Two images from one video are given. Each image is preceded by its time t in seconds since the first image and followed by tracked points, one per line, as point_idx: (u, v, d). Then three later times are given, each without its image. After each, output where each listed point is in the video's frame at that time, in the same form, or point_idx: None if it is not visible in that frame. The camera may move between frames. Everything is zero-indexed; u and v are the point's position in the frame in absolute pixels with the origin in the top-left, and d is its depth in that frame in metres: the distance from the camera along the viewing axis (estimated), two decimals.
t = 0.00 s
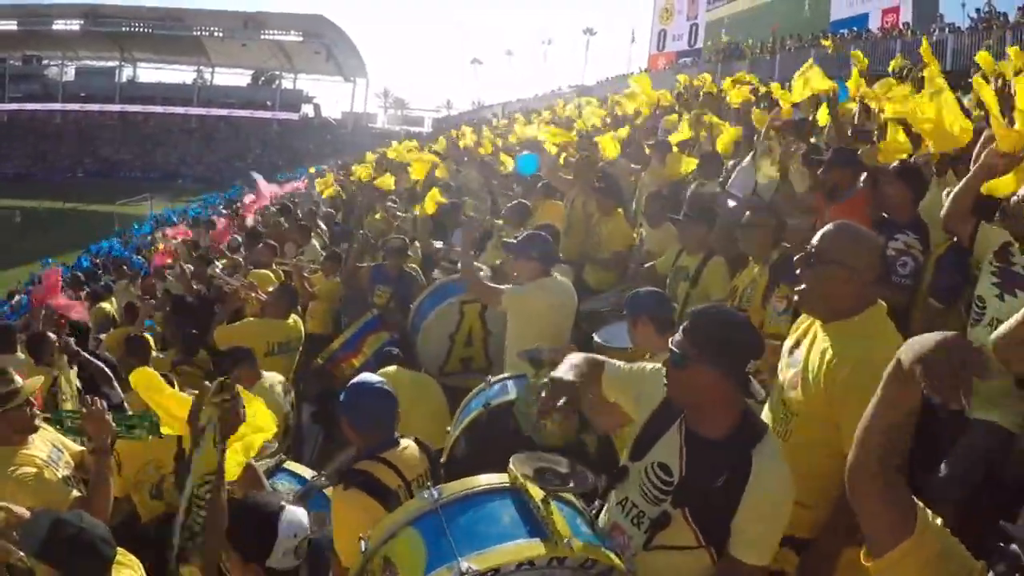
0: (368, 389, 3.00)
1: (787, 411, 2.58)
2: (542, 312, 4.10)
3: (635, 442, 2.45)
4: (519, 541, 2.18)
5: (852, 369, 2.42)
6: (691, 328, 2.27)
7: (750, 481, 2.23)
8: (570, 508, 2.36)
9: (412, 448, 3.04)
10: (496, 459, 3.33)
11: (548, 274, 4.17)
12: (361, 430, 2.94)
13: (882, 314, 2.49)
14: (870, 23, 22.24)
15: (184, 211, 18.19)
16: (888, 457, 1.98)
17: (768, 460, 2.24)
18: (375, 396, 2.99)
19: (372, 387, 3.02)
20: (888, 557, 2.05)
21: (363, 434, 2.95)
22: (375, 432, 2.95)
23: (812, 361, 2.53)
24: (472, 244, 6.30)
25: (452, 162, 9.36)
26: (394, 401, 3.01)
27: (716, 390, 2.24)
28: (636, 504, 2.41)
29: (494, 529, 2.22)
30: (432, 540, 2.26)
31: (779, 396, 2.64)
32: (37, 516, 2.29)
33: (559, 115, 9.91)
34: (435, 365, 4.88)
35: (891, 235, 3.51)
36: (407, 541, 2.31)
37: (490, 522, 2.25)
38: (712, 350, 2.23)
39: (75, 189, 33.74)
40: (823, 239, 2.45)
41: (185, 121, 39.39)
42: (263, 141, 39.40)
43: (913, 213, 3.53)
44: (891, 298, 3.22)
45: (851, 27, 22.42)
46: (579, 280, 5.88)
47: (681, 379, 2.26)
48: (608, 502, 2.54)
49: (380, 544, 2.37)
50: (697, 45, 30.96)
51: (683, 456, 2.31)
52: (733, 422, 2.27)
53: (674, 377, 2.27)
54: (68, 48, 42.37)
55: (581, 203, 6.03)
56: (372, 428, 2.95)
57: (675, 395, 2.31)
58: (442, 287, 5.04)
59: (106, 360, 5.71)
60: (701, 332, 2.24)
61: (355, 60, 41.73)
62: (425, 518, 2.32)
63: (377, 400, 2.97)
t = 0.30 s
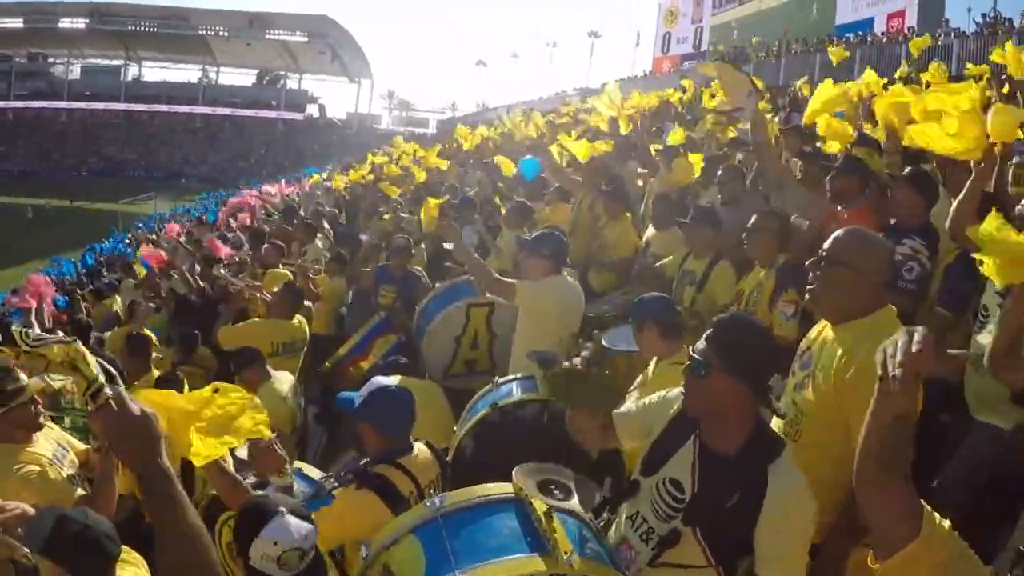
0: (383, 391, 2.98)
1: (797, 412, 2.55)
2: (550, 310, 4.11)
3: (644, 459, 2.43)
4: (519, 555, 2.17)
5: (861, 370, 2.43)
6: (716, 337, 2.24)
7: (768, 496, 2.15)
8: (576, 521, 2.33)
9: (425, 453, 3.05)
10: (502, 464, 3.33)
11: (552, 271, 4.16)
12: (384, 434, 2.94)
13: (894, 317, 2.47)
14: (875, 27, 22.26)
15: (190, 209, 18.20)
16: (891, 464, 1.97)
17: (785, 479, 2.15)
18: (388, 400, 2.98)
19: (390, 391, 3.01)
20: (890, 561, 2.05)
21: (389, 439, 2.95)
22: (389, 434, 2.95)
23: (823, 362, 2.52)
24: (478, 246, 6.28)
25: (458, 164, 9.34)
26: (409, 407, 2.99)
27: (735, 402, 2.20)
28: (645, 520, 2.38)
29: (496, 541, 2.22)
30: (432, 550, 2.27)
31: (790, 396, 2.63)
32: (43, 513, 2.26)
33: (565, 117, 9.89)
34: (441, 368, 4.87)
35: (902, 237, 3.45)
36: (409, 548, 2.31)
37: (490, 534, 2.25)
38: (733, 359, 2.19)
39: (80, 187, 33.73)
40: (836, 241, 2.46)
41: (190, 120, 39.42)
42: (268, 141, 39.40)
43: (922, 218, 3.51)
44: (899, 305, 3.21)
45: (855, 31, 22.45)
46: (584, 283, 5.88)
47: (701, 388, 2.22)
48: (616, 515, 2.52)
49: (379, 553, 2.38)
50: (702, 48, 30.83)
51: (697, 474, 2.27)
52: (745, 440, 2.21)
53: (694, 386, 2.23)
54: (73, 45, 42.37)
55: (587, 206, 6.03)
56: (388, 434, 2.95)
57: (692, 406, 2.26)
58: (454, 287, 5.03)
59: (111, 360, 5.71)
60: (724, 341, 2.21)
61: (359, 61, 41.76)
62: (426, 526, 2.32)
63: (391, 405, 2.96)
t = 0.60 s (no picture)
0: (391, 391, 2.88)
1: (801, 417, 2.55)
2: (559, 310, 4.09)
3: (664, 466, 2.36)
4: (513, 559, 2.19)
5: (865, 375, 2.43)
6: (735, 352, 2.12)
7: (779, 512, 2.05)
8: (586, 532, 2.30)
9: (435, 451, 2.99)
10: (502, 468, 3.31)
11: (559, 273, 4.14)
12: (397, 434, 2.84)
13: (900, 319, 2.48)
14: (878, 28, 22.21)
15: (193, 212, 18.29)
16: (888, 464, 1.96)
17: (800, 499, 2.05)
18: (397, 399, 2.87)
19: (402, 390, 2.91)
20: (893, 566, 2.03)
21: (399, 438, 2.85)
22: (397, 436, 2.84)
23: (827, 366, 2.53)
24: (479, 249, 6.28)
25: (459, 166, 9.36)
26: (419, 406, 2.88)
27: (756, 419, 2.08)
28: (654, 535, 2.33)
29: (499, 543, 2.23)
30: (435, 547, 2.26)
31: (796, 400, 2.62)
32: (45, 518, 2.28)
33: (567, 119, 9.91)
34: (445, 372, 4.88)
35: (902, 239, 3.47)
36: (413, 540, 2.31)
37: (494, 534, 2.26)
38: (752, 373, 2.08)
39: (82, 189, 33.81)
40: (843, 244, 2.46)
41: (192, 122, 39.52)
42: (270, 143, 39.45)
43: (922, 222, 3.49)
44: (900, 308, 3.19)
45: (858, 33, 22.43)
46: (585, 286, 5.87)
47: (720, 406, 2.11)
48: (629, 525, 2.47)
49: (385, 541, 2.39)
50: (704, 51, 30.76)
51: (709, 491, 2.19)
52: (769, 456, 2.10)
53: (711, 404, 2.11)
54: (77, 47, 42.50)
55: (589, 209, 6.03)
56: (398, 437, 2.85)
57: (710, 421, 2.15)
58: (455, 291, 4.99)
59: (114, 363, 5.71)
60: (745, 355, 2.09)
61: (362, 63, 41.78)
62: (432, 520, 2.32)
63: (399, 405, 2.85)
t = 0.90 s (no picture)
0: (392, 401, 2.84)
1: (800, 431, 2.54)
2: (566, 320, 4.10)
3: (670, 482, 2.26)
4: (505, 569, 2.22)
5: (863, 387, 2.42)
6: (741, 367, 2.06)
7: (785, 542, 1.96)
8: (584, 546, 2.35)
9: (434, 459, 2.98)
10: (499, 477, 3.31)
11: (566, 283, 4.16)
12: (398, 444, 2.81)
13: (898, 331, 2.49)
14: (879, 43, 22.32)
15: (193, 216, 18.29)
16: (891, 469, 2.07)
17: (807, 517, 1.98)
18: (400, 409, 2.83)
19: (406, 399, 2.87)
20: (897, 568, 2.12)
21: (399, 448, 2.82)
22: (397, 444, 2.81)
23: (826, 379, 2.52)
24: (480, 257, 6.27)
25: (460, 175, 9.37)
26: (424, 418, 2.84)
27: (763, 433, 2.01)
28: (656, 552, 2.27)
29: (494, 554, 2.26)
30: (433, 556, 2.28)
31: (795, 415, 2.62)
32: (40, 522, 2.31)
33: (568, 130, 9.93)
34: (445, 380, 4.86)
35: (904, 252, 3.47)
36: (414, 548, 2.31)
37: (490, 545, 2.28)
38: (755, 388, 2.01)
39: (82, 189, 33.80)
40: (849, 255, 2.47)
41: (193, 126, 39.55)
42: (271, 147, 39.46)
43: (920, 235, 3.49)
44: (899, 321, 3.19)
45: (858, 47, 22.56)
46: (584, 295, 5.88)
47: (725, 423, 2.04)
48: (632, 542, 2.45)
49: (386, 550, 2.39)
50: (706, 62, 30.88)
51: (714, 509, 2.10)
52: (775, 473, 2.02)
53: (717, 422, 2.05)
54: (79, 49, 42.54)
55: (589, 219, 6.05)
56: (400, 448, 2.83)
57: (715, 438, 2.09)
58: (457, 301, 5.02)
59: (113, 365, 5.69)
60: (753, 370, 2.03)
61: (364, 69, 41.88)
62: (433, 530, 2.33)
63: (406, 414, 2.82)
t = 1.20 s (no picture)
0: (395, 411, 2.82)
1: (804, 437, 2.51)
2: (569, 327, 4.08)
3: (678, 493, 2.25)
4: None
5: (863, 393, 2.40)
6: (750, 378, 2.05)
7: (791, 558, 1.96)
8: (594, 560, 2.34)
9: (436, 469, 2.93)
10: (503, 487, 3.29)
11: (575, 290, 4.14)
12: (403, 452, 2.79)
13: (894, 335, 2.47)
14: (876, 45, 22.42)
15: (192, 226, 18.29)
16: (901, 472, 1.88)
17: (817, 531, 1.97)
18: (403, 420, 2.81)
19: (407, 409, 2.85)
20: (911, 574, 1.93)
21: (402, 457, 2.80)
22: (400, 454, 2.80)
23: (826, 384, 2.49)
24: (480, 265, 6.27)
25: (460, 182, 9.37)
26: (421, 426, 2.83)
27: (774, 446, 1.99)
28: (664, 563, 2.26)
29: (504, 566, 2.27)
30: (440, 567, 2.26)
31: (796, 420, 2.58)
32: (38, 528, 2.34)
33: (567, 136, 9.93)
34: (448, 387, 4.87)
35: (903, 255, 3.49)
36: (419, 558, 2.28)
37: (499, 556, 2.29)
38: (766, 398, 2.00)
39: (82, 201, 33.87)
40: (845, 259, 2.49)
41: (193, 137, 39.65)
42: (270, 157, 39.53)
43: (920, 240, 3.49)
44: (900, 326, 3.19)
45: (855, 49, 22.64)
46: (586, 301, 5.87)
47: (734, 434, 2.03)
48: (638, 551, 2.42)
49: (389, 557, 2.35)
50: (704, 67, 30.81)
51: (723, 521, 2.09)
52: (786, 486, 2.01)
53: (727, 433, 2.04)
54: (78, 61, 42.64)
55: (590, 226, 6.05)
56: (400, 455, 2.80)
57: (724, 449, 2.07)
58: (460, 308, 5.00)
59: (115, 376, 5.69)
60: (764, 382, 2.01)
61: (362, 78, 41.91)
62: (440, 537, 2.30)
63: (406, 422, 2.81)
